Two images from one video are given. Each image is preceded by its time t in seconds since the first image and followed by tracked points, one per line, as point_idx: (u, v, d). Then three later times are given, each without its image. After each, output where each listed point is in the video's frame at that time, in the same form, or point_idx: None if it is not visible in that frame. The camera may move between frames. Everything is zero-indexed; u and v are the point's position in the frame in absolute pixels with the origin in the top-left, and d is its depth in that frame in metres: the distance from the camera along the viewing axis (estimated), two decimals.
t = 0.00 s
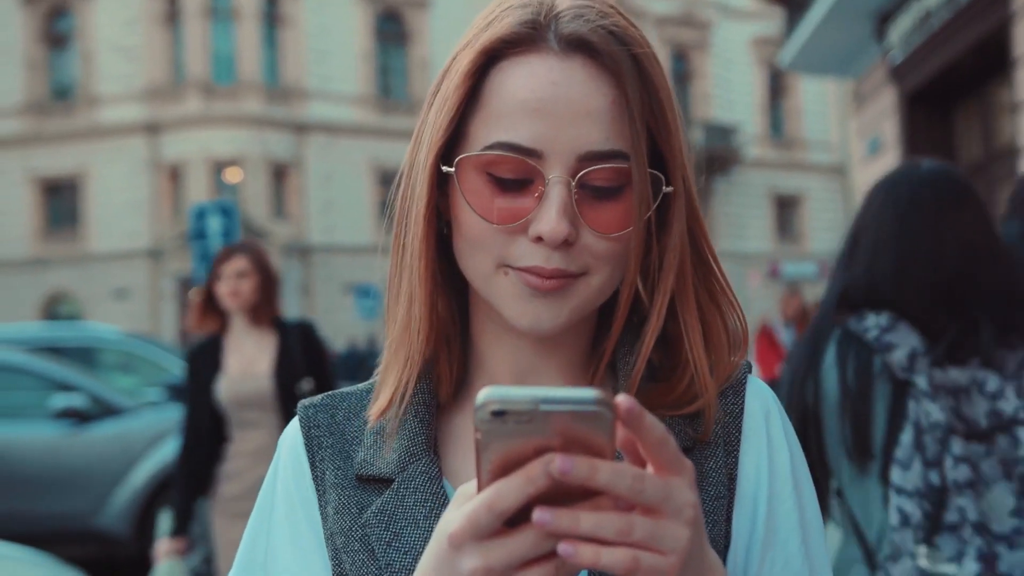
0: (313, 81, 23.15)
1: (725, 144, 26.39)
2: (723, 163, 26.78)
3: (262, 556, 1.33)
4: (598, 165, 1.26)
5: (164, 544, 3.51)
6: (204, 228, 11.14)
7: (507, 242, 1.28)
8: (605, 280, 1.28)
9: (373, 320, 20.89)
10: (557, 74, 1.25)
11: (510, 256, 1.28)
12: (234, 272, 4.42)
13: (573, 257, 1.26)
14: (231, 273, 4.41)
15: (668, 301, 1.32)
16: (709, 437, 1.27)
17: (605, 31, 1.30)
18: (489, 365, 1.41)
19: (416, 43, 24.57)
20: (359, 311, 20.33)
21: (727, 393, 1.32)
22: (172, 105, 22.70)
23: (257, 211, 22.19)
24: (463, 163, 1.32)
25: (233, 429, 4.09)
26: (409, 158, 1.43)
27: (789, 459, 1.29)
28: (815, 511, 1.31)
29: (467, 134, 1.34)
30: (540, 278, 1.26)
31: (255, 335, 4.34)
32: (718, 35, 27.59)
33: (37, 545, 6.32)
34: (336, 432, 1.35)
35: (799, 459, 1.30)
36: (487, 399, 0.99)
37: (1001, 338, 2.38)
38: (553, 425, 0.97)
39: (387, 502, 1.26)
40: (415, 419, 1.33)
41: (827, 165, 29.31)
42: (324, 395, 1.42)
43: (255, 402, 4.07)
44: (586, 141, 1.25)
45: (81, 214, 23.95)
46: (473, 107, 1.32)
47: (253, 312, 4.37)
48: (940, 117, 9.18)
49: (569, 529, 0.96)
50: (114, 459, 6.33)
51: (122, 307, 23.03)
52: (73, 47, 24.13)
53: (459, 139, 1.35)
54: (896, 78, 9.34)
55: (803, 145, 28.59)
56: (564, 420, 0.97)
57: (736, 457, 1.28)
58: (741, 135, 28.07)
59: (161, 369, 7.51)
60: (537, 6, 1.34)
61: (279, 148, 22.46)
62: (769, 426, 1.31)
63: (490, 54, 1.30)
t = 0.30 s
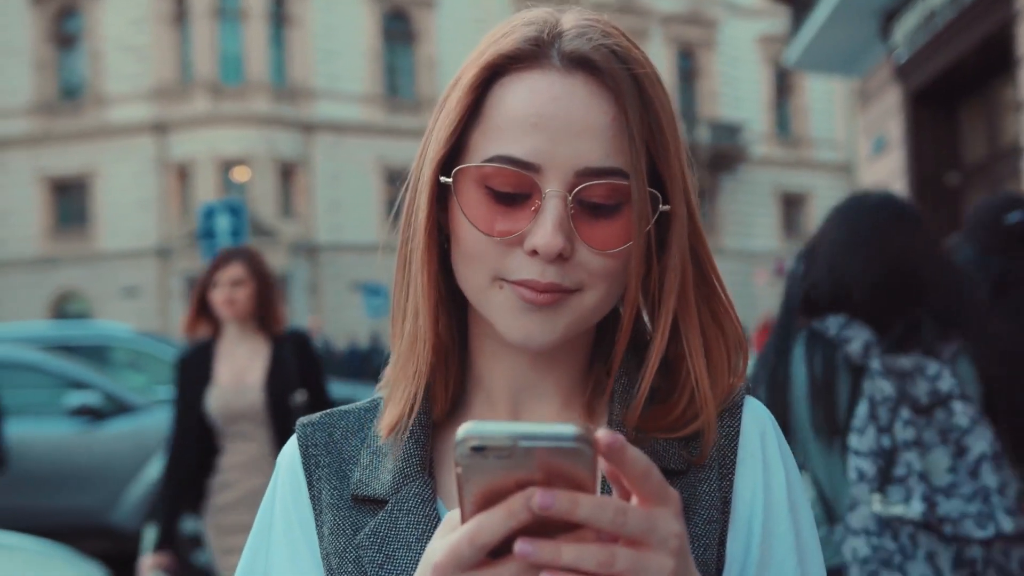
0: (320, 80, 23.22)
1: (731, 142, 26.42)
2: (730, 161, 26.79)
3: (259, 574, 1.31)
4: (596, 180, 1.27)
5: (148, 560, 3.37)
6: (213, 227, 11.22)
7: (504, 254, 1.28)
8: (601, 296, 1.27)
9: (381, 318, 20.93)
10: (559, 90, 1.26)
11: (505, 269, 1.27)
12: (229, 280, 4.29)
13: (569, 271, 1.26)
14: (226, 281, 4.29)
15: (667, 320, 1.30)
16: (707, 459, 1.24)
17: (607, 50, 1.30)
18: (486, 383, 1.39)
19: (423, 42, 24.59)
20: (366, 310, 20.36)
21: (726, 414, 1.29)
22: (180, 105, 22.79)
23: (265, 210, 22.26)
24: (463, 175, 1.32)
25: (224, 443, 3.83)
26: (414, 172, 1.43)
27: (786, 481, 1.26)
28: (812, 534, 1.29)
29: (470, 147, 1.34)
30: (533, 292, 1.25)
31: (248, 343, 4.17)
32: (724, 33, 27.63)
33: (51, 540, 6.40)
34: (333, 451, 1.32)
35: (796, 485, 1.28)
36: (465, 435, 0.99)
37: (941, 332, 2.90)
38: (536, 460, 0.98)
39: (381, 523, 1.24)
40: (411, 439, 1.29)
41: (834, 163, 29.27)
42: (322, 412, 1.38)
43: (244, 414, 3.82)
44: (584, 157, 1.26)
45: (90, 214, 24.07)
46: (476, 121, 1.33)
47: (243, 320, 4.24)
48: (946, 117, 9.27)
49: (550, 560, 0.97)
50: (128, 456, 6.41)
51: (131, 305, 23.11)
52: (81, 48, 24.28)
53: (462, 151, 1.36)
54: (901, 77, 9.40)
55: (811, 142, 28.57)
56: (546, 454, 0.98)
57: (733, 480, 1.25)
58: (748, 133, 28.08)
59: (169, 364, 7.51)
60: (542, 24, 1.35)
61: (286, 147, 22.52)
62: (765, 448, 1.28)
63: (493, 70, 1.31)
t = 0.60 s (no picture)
0: (326, 80, 23.31)
1: (735, 143, 26.48)
2: (734, 162, 26.88)
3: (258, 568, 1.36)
4: (583, 180, 1.30)
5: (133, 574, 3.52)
6: (219, 227, 11.30)
7: (494, 252, 1.31)
8: (591, 292, 1.30)
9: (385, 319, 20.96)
10: (548, 89, 1.30)
11: (496, 267, 1.31)
12: (224, 283, 4.26)
13: (558, 268, 1.29)
14: (221, 283, 4.26)
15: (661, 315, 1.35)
16: (699, 452, 1.30)
17: (595, 49, 1.33)
18: (483, 376, 1.43)
19: (428, 43, 24.66)
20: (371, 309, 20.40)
21: (721, 409, 1.33)
22: (186, 105, 22.89)
23: (270, 210, 22.36)
24: (454, 172, 1.36)
25: (213, 449, 3.79)
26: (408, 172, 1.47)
27: (782, 473, 1.30)
28: (808, 521, 1.32)
29: (462, 145, 1.37)
30: (524, 290, 1.28)
31: (246, 346, 4.16)
32: (729, 34, 27.65)
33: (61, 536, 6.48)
34: (331, 443, 1.37)
35: (793, 478, 1.32)
36: (442, 424, 1.03)
37: (887, 355, 3.25)
38: (514, 447, 1.01)
39: (375, 512, 1.29)
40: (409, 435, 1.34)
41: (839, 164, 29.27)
42: (322, 406, 1.43)
43: (236, 421, 3.79)
44: (573, 156, 1.29)
45: (97, 213, 24.17)
46: (466, 121, 1.37)
47: (240, 324, 4.23)
48: (947, 120, 9.44)
49: (528, 546, 1.01)
50: (138, 455, 6.48)
51: (137, 304, 23.19)
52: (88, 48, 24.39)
53: (454, 149, 1.39)
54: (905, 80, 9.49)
55: (816, 144, 28.59)
56: (523, 443, 1.01)
57: (724, 474, 1.29)
58: (753, 134, 28.09)
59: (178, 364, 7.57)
60: (533, 24, 1.38)
61: (291, 147, 22.63)
62: (762, 440, 1.32)
63: (484, 70, 1.35)
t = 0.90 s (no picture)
0: (326, 81, 23.35)
1: (734, 146, 26.59)
2: (733, 164, 26.97)
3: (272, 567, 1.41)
4: (573, 177, 1.34)
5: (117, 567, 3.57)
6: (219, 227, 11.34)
7: (486, 251, 1.36)
8: (582, 290, 1.34)
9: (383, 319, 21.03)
10: (533, 90, 1.34)
11: (489, 265, 1.35)
12: (205, 271, 3.96)
13: (548, 265, 1.33)
14: (202, 272, 3.96)
15: (647, 307, 1.38)
16: (695, 442, 1.33)
17: (580, 50, 1.37)
18: (483, 371, 1.47)
19: (428, 43, 24.74)
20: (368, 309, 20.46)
21: (715, 401, 1.36)
22: (186, 105, 22.92)
23: (270, 210, 22.41)
24: (448, 174, 1.42)
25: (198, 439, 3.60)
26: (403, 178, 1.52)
27: (776, 459, 1.32)
28: (804, 505, 1.33)
29: (454, 147, 1.42)
30: (516, 287, 1.32)
31: (232, 336, 3.86)
32: (728, 36, 27.69)
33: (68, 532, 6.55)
34: (339, 441, 1.42)
35: (788, 462, 1.34)
36: (418, 404, 1.04)
37: (847, 336, 3.42)
38: (490, 423, 1.02)
39: (377, 506, 1.33)
40: (405, 429, 1.37)
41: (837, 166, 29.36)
42: (330, 407, 1.49)
43: (218, 409, 3.58)
44: (561, 155, 1.33)
45: (97, 212, 24.22)
46: (458, 122, 1.41)
47: (223, 311, 3.93)
48: (944, 125, 9.68)
49: (505, 524, 1.03)
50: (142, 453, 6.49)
51: (137, 303, 23.23)
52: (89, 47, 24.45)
53: (446, 150, 1.44)
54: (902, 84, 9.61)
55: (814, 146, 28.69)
56: (500, 421, 1.02)
57: (720, 464, 1.32)
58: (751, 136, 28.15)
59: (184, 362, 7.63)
60: (520, 28, 1.42)
61: (291, 147, 22.67)
62: (759, 433, 1.33)
63: (473, 75, 1.40)
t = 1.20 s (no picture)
0: (322, 83, 23.42)
1: (728, 150, 26.70)
2: (727, 168, 27.12)
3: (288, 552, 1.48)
4: (570, 173, 1.37)
5: None
6: (216, 229, 11.42)
7: (486, 247, 1.40)
8: (579, 283, 1.38)
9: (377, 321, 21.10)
10: (528, 90, 1.37)
11: (489, 261, 1.39)
12: (177, 275, 3.71)
13: (547, 260, 1.36)
14: (174, 277, 3.71)
15: (643, 299, 1.41)
16: (690, 426, 1.35)
17: (572, 50, 1.40)
18: (488, 362, 1.52)
19: (424, 46, 24.84)
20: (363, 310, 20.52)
21: (710, 386, 1.38)
22: (182, 106, 22.96)
23: (266, 211, 22.46)
24: (447, 174, 1.45)
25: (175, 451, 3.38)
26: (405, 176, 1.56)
27: (771, 444, 1.33)
28: (797, 473, 1.35)
29: (451, 147, 1.46)
30: (516, 281, 1.36)
31: (207, 342, 3.62)
32: (722, 41, 27.80)
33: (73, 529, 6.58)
34: (349, 430, 1.49)
35: (783, 442, 1.35)
36: (421, 397, 1.10)
37: (815, 347, 3.51)
38: (490, 415, 1.08)
39: (386, 491, 1.39)
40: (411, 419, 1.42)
41: (830, 171, 29.54)
42: (340, 398, 1.56)
43: (194, 421, 3.35)
44: (556, 153, 1.37)
45: (92, 212, 24.23)
46: (455, 123, 1.45)
47: (200, 319, 3.67)
48: (936, 131, 9.86)
49: (504, 513, 1.09)
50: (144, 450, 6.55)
51: (131, 303, 23.24)
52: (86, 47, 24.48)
53: (445, 151, 1.48)
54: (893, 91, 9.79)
55: (807, 151, 28.87)
56: (499, 412, 1.08)
57: (717, 447, 1.34)
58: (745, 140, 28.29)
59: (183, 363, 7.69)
60: (515, 29, 1.45)
61: (288, 149, 22.74)
62: (756, 421, 1.35)
63: (469, 76, 1.43)
